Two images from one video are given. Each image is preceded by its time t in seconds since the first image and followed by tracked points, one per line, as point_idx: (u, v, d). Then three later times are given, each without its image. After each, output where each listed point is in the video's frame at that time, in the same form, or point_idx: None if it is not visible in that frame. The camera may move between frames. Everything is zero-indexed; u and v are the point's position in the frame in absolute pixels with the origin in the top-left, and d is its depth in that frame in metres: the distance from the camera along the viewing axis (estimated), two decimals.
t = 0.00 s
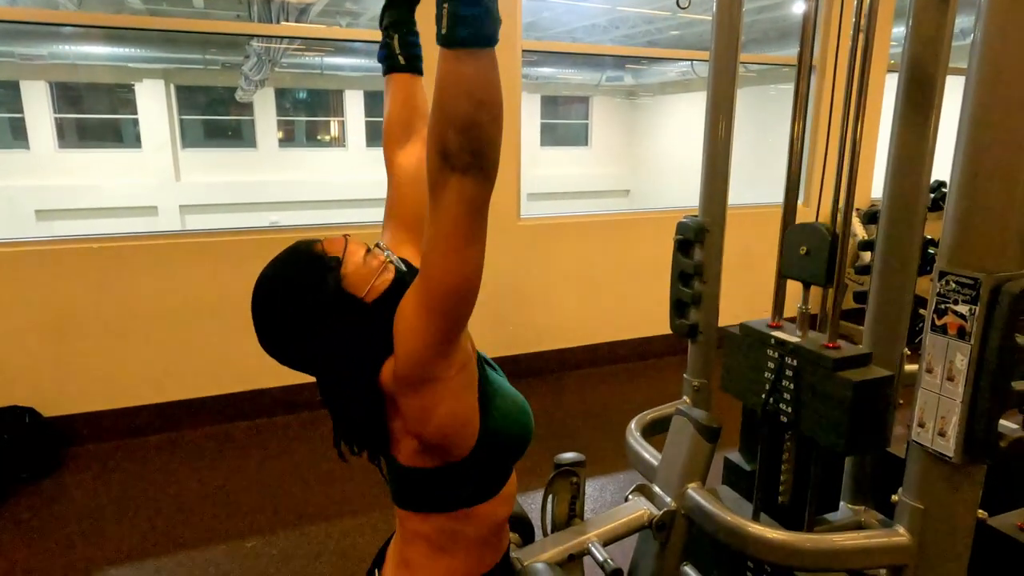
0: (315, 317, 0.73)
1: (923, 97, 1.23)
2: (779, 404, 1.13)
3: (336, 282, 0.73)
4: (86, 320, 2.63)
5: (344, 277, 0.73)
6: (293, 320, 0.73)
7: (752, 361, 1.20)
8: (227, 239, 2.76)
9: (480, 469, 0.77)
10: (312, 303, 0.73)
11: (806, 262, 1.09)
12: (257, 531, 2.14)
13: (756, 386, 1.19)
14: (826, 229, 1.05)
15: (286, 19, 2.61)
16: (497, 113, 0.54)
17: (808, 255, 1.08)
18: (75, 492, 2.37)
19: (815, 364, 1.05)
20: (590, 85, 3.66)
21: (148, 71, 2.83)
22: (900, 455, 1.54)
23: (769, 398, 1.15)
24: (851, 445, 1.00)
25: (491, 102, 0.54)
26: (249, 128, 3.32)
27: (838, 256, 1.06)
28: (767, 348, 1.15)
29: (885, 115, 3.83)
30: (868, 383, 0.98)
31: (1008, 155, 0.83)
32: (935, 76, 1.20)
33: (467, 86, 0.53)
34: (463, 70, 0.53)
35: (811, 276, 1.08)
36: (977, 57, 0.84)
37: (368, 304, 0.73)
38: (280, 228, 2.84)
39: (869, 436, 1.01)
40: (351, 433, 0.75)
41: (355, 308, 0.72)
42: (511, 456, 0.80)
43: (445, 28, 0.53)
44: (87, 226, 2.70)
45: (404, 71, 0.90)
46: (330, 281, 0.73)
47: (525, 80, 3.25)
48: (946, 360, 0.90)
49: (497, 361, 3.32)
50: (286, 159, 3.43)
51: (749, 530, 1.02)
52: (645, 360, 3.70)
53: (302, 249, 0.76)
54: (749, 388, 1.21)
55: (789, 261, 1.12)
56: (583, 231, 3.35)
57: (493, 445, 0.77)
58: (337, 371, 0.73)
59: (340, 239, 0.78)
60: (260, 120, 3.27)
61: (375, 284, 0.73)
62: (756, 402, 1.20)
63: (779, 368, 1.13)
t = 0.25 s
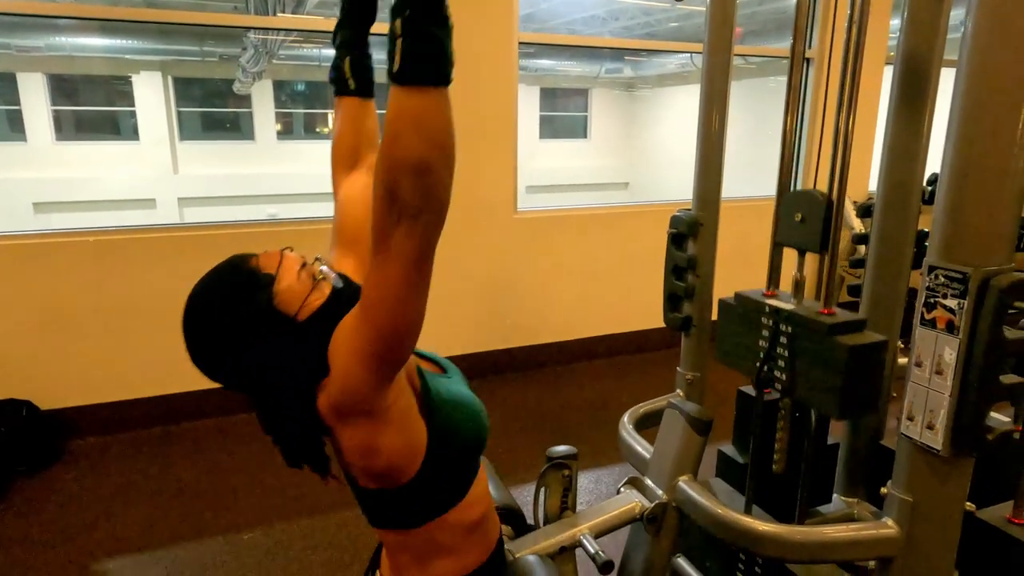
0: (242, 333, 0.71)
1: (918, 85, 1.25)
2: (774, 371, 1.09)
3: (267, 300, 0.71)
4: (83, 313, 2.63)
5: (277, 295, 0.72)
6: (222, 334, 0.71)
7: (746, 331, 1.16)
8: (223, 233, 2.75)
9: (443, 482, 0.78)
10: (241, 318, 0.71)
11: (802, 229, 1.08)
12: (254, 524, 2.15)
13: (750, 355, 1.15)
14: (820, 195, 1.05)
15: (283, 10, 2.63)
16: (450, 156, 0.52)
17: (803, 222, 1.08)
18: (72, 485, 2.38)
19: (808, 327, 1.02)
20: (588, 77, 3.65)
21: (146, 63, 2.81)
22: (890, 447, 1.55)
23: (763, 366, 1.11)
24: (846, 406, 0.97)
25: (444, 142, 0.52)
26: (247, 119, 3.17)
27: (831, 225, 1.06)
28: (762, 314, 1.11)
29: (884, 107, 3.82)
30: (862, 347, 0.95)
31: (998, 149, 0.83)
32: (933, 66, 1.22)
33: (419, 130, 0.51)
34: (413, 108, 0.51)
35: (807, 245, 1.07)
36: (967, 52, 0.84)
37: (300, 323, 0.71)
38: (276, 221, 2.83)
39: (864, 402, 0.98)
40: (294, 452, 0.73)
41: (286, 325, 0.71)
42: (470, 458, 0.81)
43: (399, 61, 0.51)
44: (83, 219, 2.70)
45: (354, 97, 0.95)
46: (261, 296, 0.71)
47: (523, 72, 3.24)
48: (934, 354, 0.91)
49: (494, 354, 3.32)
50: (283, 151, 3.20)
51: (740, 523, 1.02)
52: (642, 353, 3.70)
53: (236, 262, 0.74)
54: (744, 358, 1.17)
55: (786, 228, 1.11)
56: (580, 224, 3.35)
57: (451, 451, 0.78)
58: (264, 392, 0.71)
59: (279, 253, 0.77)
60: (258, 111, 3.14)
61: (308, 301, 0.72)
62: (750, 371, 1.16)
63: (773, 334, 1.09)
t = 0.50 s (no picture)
0: (190, 365, 0.80)
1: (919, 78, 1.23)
2: (785, 236, 0.94)
3: (219, 336, 0.81)
4: (82, 308, 2.63)
5: (229, 332, 0.82)
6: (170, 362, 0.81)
7: (754, 198, 0.99)
8: (222, 227, 2.75)
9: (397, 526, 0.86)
10: (192, 349, 0.81)
11: (812, 81, 0.92)
12: (253, 517, 2.16)
13: (757, 221, 0.99)
14: (838, 39, 0.89)
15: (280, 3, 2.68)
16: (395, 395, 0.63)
17: (816, 72, 0.91)
18: (72, 479, 2.39)
19: (823, 179, 0.87)
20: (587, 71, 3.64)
21: (145, 57, 2.81)
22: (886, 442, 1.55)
23: (772, 233, 0.95)
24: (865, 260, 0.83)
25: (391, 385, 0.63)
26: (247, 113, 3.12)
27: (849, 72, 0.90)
28: (771, 177, 0.95)
29: (883, 101, 3.81)
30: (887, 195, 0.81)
31: (994, 143, 0.83)
32: (929, 63, 1.20)
33: (361, 370, 0.61)
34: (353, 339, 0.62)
35: (818, 97, 0.91)
36: (964, 46, 0.84)
37: (247, 364, 0.83)
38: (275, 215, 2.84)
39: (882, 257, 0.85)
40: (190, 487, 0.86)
41: (230, 365, 0.82)
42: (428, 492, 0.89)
43: (338, 297, 0.62)
44: (82, 213, 2.69)
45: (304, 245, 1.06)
46: (212, 332, 0.81)
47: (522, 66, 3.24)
48: (930, 348, 0.91)
49: (493, 349, 3.32)
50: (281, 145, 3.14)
51: (737, 518, 1.02)
52: (642, 348, 3.70)
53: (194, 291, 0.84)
54: (749, 228, 1.01)
55: (795, 81, 0.95)
56: (579, 218, 3.35)
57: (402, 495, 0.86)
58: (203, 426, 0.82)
59: (234, 287, 0.87)
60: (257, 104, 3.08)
61: (254, 345, 0.83)
62: (755, 240, 1.00)
63: (785, 193, 0.93)
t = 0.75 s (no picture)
0: (185, 369, 0.93)
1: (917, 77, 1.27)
2: (803, 74, 1.04)
3: (213, 340, 0.95)
4: (82, 302, 2.63)
5: (223, 336, 0.96)
6: (166, 365, 0.93)
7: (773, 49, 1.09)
8: (221, 220, 2.75)
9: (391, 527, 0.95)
10: (187, 353, 0.94)
11: None
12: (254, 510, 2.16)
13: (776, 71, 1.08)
14: None
15: None
16: None
17: None
18: (73, 472, 2.39)
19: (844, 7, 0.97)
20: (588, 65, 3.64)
21: (144, 50, 2.80)
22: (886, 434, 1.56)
23: (790, 76, 1.05)
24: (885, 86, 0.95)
25: None
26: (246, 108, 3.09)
27: None
28: (790, 16, 1.04)
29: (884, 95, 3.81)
30: None
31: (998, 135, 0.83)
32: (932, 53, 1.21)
33: None
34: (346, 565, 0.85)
35: None
36: (967, 36, 0.84)
37: (240, 368, 0.97)
38: (275, 209, 2.84)
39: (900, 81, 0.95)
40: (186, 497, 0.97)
41: (227, 368, 0.96)
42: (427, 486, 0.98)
43: (336, 527, 0.84)
44: (82, 207, 2.69)
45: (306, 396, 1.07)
46: (207, 335, 0.95)
47: (522, 60, 3.24)
48: (931, 340, 0.91)
49: (493, 343, 3.33)
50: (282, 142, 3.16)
51: (734, 509, 1.02)
52: (642, 342, 3.70)
53: (190, 298, 0.99)
54: (769, 78, 1.10)
55: None
56: (579, 212, 3.34)
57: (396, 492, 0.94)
58: (195, 425, 0.94)
59: (227, 295, 1.02)
60: (257, 100, 3.07)
61: (247, 351, 0.98)
62: (773, 92, 1.10)
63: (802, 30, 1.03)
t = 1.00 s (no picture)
0: (195, 361, 0.89)
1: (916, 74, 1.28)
2: (808, 19, 1.09)
3: (224, 330, 0.91)
4: (81, 299, 2.64)
5: (234, 324, 0.92)
6: (177, 355, 0.89)
7: None
8: (220, 216, 2.75)
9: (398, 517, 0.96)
10: (197, 343, 0.90)
11: None
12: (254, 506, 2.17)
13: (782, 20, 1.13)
14: None
15: None
16: None
17: None
18: (73, 467, 2.40)
19: None
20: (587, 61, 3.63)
21: (141, 46, 2.79)
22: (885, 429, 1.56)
23: (795, 16, 1.11)
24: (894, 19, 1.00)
25: None
26: (244, 104, 3.09)
27: None
28: None
29: (883, 90, 3.81)
30: None
31: (996, 131, 0.83)
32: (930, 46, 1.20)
33: None
34: None
35: None
36: (965, 32, 0.84)
37: (252, 357, 0.94)
38: (274, 205, 2.84)
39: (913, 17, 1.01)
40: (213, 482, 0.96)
41: (239, 359, 0.92)
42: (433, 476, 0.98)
43: None
44: (81, 203, 2.69)
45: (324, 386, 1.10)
46: (219, 325, 0.91)
47: (521, 55, 3.23)
48: (929, 335, 0.91)
49: (492, 339, 3.33)
50: (280, 138, 3.15)
51: (735, 504, 1.03)
52: (641, 337, 3.71)
53: (199, 285, 0.94)
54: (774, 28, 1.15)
55: None
56: (578, 207, 3.35)
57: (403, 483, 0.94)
58: (207, 417, 0.90)
59: (237, 282, 0.97)
60: (255, 95, 3.06)
61: (260, 340, 0.94)
62: (778, 42, 1.15)
63: None
